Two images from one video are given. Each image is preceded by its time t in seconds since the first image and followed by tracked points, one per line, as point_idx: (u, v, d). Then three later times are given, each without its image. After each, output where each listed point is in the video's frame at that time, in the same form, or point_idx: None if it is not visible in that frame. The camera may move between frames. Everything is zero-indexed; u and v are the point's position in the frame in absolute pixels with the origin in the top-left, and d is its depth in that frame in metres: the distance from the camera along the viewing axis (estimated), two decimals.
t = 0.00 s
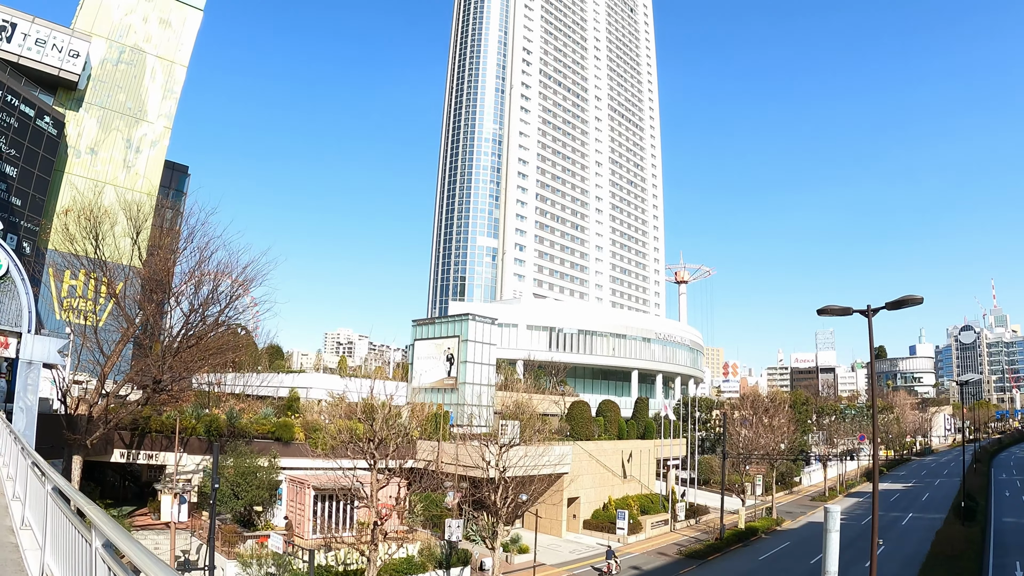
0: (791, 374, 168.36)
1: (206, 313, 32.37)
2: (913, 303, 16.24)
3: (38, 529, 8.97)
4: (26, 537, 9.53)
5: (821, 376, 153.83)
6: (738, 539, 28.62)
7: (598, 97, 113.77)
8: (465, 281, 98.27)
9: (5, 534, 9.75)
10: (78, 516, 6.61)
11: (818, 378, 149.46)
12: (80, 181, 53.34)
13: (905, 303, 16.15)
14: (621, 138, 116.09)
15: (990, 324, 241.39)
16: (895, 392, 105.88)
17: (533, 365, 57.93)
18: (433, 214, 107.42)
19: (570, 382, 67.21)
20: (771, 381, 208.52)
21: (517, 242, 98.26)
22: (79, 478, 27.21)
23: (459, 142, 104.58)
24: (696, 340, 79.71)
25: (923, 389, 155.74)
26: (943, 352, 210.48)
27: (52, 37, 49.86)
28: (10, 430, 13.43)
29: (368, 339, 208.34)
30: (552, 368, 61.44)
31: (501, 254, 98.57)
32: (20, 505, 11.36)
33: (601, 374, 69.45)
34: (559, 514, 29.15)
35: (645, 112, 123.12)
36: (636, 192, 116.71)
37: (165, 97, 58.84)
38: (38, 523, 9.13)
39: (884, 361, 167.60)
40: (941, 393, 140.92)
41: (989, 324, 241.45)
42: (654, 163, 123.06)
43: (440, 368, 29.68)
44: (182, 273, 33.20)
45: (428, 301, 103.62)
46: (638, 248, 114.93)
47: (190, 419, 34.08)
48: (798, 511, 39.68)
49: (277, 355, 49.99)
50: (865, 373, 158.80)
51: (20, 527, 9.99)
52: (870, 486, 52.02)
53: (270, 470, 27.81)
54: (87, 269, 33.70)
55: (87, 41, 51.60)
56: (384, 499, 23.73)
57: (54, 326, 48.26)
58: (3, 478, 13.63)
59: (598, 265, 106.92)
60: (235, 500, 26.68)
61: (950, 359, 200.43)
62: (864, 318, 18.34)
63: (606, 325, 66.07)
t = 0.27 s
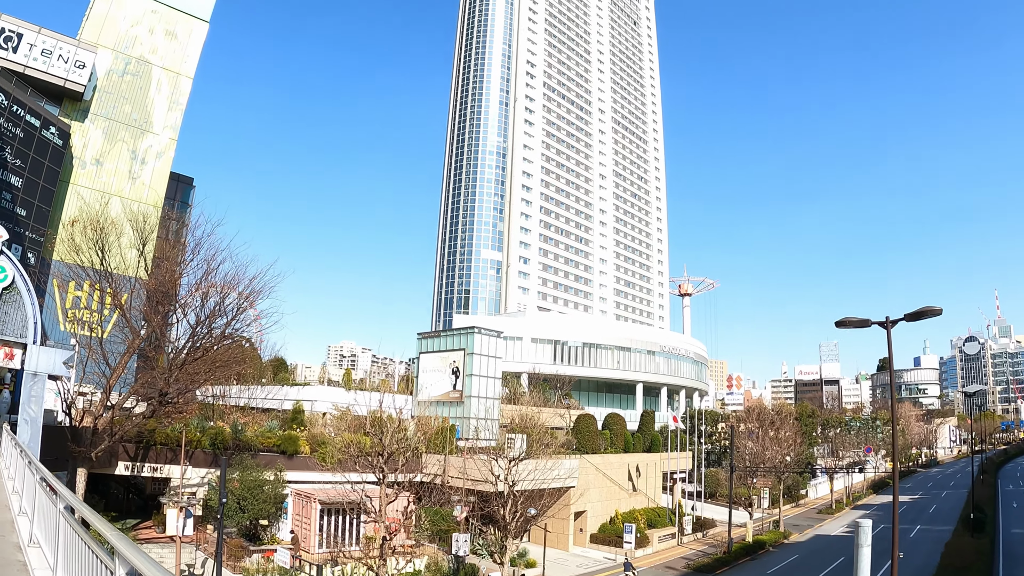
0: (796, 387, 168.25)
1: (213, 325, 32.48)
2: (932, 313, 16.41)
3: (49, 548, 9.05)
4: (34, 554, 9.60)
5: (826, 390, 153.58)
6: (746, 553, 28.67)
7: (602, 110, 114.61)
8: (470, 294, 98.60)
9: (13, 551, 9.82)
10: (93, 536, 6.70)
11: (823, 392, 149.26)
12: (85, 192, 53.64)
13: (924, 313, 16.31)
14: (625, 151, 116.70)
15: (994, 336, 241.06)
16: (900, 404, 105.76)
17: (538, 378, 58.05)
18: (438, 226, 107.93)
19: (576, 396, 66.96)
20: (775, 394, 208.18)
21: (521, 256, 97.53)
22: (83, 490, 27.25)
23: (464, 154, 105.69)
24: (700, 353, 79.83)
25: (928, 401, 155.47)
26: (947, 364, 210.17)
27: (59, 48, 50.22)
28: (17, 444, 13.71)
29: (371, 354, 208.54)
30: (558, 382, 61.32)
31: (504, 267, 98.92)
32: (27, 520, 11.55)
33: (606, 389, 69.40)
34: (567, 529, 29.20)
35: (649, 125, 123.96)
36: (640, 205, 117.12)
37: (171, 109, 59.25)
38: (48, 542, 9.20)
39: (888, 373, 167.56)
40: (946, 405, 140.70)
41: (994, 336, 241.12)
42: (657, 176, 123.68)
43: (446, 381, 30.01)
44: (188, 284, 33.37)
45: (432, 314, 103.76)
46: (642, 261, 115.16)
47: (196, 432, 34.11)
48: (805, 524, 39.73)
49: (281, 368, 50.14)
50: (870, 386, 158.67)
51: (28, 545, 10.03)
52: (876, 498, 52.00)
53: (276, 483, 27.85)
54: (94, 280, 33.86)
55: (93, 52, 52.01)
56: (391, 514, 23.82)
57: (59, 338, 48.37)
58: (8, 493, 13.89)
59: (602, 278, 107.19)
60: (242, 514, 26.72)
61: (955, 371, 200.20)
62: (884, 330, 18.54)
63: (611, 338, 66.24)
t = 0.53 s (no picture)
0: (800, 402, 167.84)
1: (219, 337, 32.53)
2: (951, 324, 16.48)
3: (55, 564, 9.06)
4: (38, 569, 9.60)
5: (830, 405, 153.16)
6: (753, 567, 28.65)
7: (606, 124, 115.45)
8: (473, 308, 98.93)
9: (18, 565, 9.83)
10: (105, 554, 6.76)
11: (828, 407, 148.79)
12: (90, 203, 53.98)
13: (943, 324, 16.42)
14: (630, 165, 117.25)
15: (1000, 351, 240.55)
16: (905, 419, 105.61)
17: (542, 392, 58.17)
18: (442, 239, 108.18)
19: (581, 411, 66.89)
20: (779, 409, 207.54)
21: (525, 270, 98.05)
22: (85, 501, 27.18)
23: (467, 166, 105.97)
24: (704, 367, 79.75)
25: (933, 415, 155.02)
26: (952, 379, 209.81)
27: (65, 58, 50.59)
28: (22, 455, 13.66)
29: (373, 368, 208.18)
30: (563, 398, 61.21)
31: (509, 281, 99.13)
32: (31, 533, 11.52)
33: (611, 403, 69.35)
34: (573, 544, 29.13)
35: (652, 139, 124.81)
36: (644, 219, 117.76)
37: (177, 120, 59.65)
38: (55, 558, 9.22)
39: (892, 387, 167.42)
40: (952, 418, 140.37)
41: (999, 351, 240.61)
42: (660, 190, 124.43)
43: (450, 395, 30.30)
44: (193, 295, 33.45)
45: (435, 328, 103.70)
46: (646, 275, 115.59)
47: (199, 444, 34.08)
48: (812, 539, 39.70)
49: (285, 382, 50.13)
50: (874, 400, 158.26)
51: (32, 559, 10.04)
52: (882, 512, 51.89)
53: (281, 497, 27.79)
54: (98, 291, 33.92)
55: (100, 62, 52.42)
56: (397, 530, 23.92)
57: (62, 348, 48.42)
58: (11, 505, 13.83)
59: (606, 293, 107.50)
60: (247, 527, 26.68)
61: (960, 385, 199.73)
62: (901, 340, 18.66)
63: (615, 352, 66.31)
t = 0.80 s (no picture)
0: (802, 416, 167.78)
1: (222, 349, 32.60)
2: (968, 335, 16.56)
3: None
4: None
5: (833, 420, 152.93)
6: None
7: (609, 139, 116.62)
8: (476, 322, 98.65)
9: None
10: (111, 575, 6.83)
11: (831, 422, 148.55)
12: (94, 213, 54.32)
13: (961, 337, 16.47)
14: (632, 180, 118.30)
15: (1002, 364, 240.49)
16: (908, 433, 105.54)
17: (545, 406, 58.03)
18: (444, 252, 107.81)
19: (584, 426, 66.79)
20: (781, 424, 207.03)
21: (529, 284, 99.42)
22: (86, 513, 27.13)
23: (470, 179, 105.79)
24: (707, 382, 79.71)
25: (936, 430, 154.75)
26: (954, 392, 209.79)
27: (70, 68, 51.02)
28: (24, 468, 13.71)
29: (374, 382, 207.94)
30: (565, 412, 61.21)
31: (511, 296, 99.16)
32: (32, 546, 11.59)
33: (613, 418, 69.24)
34: (578, 560, 28.93)
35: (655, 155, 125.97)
36: (647, 235, 118.77)
37: (181, 132, 59.97)
38: None
39: (894, 401, 167.47)
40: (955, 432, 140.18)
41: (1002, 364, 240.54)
42: (664, 206, 125.37)
43: (454, 409, 30.55)
44: (197, 307, 33.53)
45: (438, 342, 103.37)
46: (649, 290, 116.36)
47: (201, 457, 34.01)
48: (817, 554, 39.66)
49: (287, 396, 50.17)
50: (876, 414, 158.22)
51: None
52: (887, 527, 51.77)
53: (284, 511, 27.71)
54: (101, 302, 34.02)
55: (105, 73, 52.86)
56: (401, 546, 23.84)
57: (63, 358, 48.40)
58: (11, 517, 13.84)
59: (609, 307, 108.31)
60: (250, 542, 26.60)
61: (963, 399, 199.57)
62: (919, 353, 18.73)
63: (617, 367, 66.45)
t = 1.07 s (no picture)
0: (803, 431, 167.77)
1: (224, 363, 32.73)
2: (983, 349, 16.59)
3: None
4: None
5: (834, 434, 152.84)
6: None
7: (610, 154, 117.48)
8: (477, 337, 98.62)
9: None
10: None
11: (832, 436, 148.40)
12: (96, 224, 54.57)
13: (977, 350, 16.49)
14: (633, 195, 119.01)
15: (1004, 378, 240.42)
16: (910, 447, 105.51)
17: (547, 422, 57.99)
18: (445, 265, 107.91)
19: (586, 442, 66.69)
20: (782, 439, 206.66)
21: (529, 299, 99.67)
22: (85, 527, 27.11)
23: (470, 191, 106.27)
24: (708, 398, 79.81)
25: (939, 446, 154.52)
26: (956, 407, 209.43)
27: (73, 79, 51.37)
28: (24, 482, 13.73)
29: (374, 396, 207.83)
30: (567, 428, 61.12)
31: (512, 310, 99.33)
32: (33, 564, 11.53)
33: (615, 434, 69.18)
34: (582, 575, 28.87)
35: (656, 169, 126.68)
36: (648, 250, 119.34)
37: (184, 144, 60.32)
38: None
39: (896, 416, 167.39)
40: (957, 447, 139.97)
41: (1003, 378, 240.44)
42: (665, 220, 126.03)
43: (455, 424, 30.72)
44: (201, 320, 33.65)
45: (438, 357, 103.18)
46: (649, 304, 116.75)
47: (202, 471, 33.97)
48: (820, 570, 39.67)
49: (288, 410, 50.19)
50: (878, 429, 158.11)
51: None
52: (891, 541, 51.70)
53: (285, 526, 27.66)
54: (103, 314, 34.12)
55: (108, 84, 53.23)
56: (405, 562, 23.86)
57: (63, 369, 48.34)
58: (11, 531, 13.91)
59: (609, 323, 108.51)
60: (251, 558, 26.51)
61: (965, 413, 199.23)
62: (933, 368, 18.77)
63: (618, 383, 66.47)
